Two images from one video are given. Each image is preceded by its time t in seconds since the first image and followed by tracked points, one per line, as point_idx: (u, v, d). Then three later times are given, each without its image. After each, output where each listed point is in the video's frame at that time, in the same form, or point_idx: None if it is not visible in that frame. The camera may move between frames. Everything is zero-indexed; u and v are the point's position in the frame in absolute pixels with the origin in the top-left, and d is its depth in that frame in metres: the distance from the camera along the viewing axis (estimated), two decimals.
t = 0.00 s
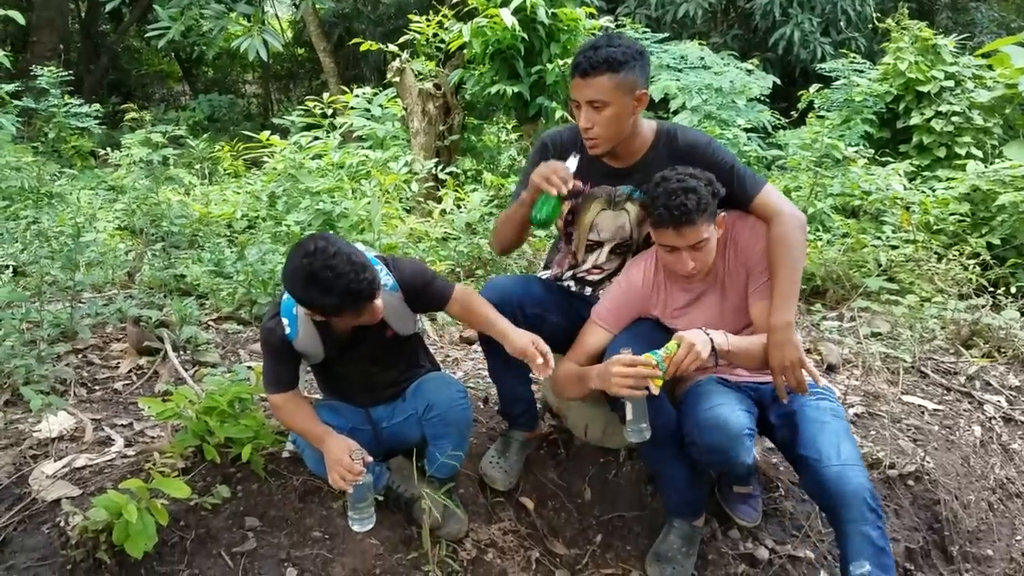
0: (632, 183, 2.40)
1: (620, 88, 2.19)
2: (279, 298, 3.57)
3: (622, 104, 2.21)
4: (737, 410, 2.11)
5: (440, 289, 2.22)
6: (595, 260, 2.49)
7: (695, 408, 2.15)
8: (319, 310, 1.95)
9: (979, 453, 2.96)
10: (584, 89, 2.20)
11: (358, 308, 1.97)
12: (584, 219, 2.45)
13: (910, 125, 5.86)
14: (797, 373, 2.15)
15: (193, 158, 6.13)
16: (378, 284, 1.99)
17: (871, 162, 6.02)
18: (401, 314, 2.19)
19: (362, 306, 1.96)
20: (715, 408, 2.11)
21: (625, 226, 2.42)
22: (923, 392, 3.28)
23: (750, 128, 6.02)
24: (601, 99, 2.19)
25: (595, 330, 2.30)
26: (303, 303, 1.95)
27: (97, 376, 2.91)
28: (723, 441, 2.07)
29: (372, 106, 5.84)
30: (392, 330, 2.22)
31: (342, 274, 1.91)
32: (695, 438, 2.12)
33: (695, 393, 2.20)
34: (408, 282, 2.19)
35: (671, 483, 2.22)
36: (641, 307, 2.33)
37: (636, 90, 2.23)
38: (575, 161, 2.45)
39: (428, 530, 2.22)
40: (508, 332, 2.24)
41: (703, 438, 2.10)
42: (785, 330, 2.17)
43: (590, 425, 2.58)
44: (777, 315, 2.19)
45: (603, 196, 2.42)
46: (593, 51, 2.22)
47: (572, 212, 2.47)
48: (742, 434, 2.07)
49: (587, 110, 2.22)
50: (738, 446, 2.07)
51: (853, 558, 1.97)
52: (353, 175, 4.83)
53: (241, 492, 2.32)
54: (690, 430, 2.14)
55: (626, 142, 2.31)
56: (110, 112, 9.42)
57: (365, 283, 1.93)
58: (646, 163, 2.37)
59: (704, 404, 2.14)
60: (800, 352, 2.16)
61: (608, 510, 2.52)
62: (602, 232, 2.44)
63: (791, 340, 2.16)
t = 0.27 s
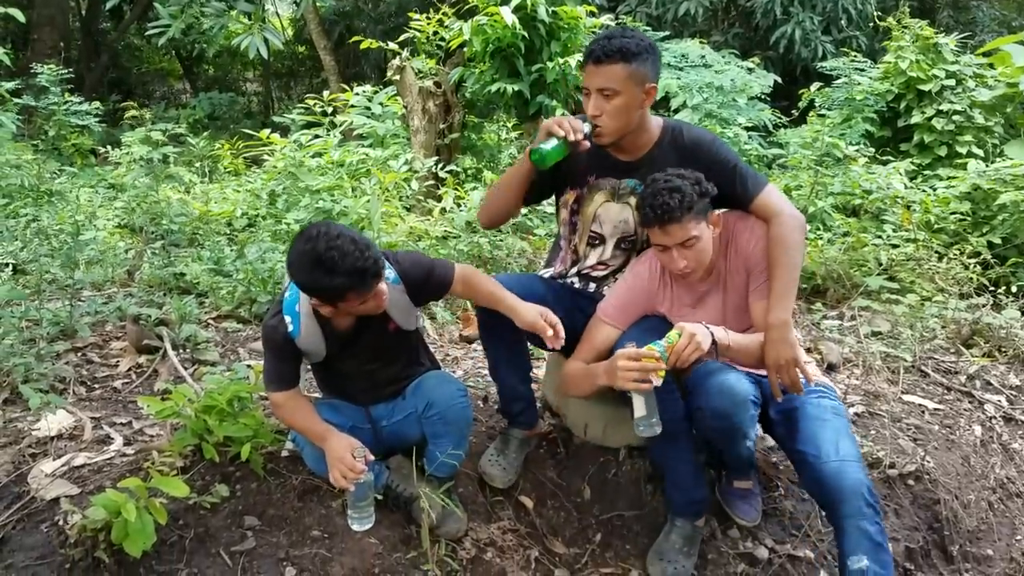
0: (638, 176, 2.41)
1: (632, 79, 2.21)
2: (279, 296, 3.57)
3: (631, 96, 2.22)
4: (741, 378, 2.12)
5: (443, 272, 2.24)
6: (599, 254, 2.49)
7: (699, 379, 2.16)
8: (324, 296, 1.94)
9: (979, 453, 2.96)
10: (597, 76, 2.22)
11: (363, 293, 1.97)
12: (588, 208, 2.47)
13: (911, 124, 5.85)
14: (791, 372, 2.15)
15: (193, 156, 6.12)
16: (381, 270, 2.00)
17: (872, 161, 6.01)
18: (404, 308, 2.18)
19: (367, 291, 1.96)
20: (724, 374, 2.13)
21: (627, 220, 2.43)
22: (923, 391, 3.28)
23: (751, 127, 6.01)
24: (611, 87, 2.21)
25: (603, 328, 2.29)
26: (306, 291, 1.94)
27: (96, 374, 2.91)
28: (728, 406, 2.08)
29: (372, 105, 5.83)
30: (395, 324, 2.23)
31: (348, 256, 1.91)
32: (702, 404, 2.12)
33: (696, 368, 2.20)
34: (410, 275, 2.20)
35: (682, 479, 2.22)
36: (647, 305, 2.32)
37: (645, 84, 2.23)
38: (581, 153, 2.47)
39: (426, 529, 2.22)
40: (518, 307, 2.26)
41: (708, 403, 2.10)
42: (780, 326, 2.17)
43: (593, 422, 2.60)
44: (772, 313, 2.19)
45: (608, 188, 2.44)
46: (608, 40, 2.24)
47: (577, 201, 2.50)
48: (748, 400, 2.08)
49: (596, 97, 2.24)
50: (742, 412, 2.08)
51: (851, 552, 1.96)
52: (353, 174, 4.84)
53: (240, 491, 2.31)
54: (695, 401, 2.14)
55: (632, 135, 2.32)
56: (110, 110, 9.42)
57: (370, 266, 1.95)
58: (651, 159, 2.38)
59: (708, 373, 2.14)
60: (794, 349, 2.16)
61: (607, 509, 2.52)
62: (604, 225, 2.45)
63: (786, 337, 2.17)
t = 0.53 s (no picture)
0: (644, 172, 2.41)
1: (644, 74, 2.21)
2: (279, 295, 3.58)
3: (643, 90, 2.22)
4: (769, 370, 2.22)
5: (443, 260, 2.25)
6: (606, 249, 2.49)
7: (725, 370, 2.24)
8: (329, 286, 1.94)
9: (978, 452, 2.96)
10: (609, 68, 2.22)
11: (367, 282, 1.97)
12: (594, 204, 2.46)
13: (911, 123, 5.85)
14: (801, 371, 2.15)
15: (194, 154, 6.13)
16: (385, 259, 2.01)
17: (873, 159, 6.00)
18: (406, 303, 2.19)
19: (372, 279, 1.97)
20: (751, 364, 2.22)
21: (632, 215, 2.43)
22: (923, 390, 3.28)
23: (751, 126, 6.01)
24: (623, 80, 2.21)
25: (613, 319, 2.30)
26: (309, 281, 1.95)
27: (96, 372, 2.91)
28: (758, 394, 2.16)
29: (372, 103, 5.83)
30: (396, 320, 2.23)
31: (352, 245, 1.91)
32: (732, 391, 2.20)
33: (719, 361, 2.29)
34: (411, 270, 2.21)
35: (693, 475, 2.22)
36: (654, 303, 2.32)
37: (657, 80, 2.24)
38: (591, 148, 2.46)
39: (426, 527, 2.22)
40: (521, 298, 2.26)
41: (740, 389, 2.19)
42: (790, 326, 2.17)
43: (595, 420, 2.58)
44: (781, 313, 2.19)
45: (614, 182, 2.43)
46: (622, 34, 2.24)
47: (583, 197, 2.49)
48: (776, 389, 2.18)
49: (607, 90, 2.24)
50: (770, 401, 2.17)
51: (832, 546, 2.01)
52: (353, 172, 4.85)
53: (240, 489, 2.31)
54: (722, 389, 2.22)
55: (641, 131, 2.33)
56: (111, 108, 9.42)
57: (375, 253, 1.95)
58: (657, 157, 2.38)
59: (738, 364, 2.23)
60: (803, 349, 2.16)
61: (607, 508, 2.53)
62: (610, 219, 2.44)
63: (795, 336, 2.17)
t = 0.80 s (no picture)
0: (649, 164, 2.41)
1: (652, 64, 2.23)
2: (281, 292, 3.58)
3: (649, 80, 2.24)
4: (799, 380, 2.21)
5: (450, 268, 2.24)
6: (616, 245, 2.50)
7: (750, 379, 2.21)
8: (333, 274, 1.94)
9: (981, 450, 2.95)
10: (617, 57, 2.23)
11: (371, 273, 1.97)
12: (602, 199, 2.45)
13: (914, 121, 5.83)
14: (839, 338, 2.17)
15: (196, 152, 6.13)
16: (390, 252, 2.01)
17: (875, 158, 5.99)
18: (410, 300, 2.19)
19: (376, 270, 1.96)
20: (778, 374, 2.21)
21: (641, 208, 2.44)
22: (926, 388, 3.27)
23: (753, 124, 6.00)
24: (630, 69, 2.22)
25: (627, 302, 2.30)
26: (313, 268, 1.96)
27: (97, 369, 2.91)
28: (789, 407, 2.15)
29: (374, 101, 5.83)
30: (399, 317, 2.23)
31: (358, 233, 1.92)
32: (758, 404, 2.18)
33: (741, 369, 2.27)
34: (416, 269, 2.21)
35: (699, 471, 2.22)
36: (667, 282, 2.33)
37: (663, 72, 2.26)
38: (595, 143, 2.45)
39: (428, 524, 2.22)
40: (519, 319, 2.25)
41: (768, 401, 2.17)
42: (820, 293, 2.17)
43: (596, 416, 2.59)
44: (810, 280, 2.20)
45: (620, 177, 2.43)
46: (629, 25, 2.26)
47: (589, 193, 2.48)
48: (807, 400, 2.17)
49: (613, 79, 2.25)
50: (800, 413, 2.16)
51: (876, 537, 2.02)
52: (354, 170, 4.86)
53: (241, 485, 2.31)
54: (745, 399, 2.21)
55: (646, 123, 2.33)
56: (113, 106, 9.42)
57: (379, 244, 1.95)
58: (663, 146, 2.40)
59: (764, 373, 2.21)
60: (837, 314, 2.16)
61: (608, 505, 2.52)
62: (619, 213, 2.45)
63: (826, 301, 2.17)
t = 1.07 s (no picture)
0: (649, 163, 2.42)
1: (645, 63, 2.21)
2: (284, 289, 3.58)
3: (646, 81, 2.22)
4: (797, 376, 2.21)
5: (456, 262, 2.25)
6: (619, 245, 2.49)
7: (749, 374, 2.22)
8: (339, 267, 1.94)
9: (987, 448, 2.94)
10: (611, 60, 2.21)
11: (379, 267, 1.96)
12: (603, 200, 2.47)
13: (919, 119, 5.81)
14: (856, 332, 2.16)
15: (199, 149, 6.14)
16: (398, 248, 2.00)
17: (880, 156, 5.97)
18: (416, 296, 2.19)
19: (383, 263, 1.96)
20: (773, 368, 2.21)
21: (643, 207, 2.43)
22: (931, 386, 3.26)
23: (758, 122, 5.98)
24: (626, 71, 2.20)
25: (632, 303, 2.29)
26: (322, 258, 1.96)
27: (101, 365, 2.91)
28: (788, 398, 2.14)
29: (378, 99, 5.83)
30: (406, 312, 2.22)
31: (366, 225, 1.92)
32: (756, 395, 2.18)
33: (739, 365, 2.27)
34: (423, 263, 2.21)
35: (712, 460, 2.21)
36: (676, 282, 2.31)
37: (658, 69, 2.25)
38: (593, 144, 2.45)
39: (431, 521, 2.21)
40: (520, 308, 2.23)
41: (767, 395, 2.17)
42: (831, 287, 2.16)
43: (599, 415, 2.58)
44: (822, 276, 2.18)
45: (621, 177, 2.44)
46: (622, 25, 2.23)
47: (591, 195, 2.50)
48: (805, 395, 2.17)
49: (610, 82, 2.23)
50: (799, 407, 2.15)
51: (874, 536, 2.00)
52: (358, 167, 4.87)
53: (245, 482, 2.31)
54: (744, 392, 2.21)
55: (645, 123, 2.33)
56: (116, 103, 9.43)
57: (387, 240, 1.95)
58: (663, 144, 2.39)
59: (762, 369, 2.21)
60: (850, 307, 2.14)
61: (612, 502, 2.52)
62: (621, 213, 2.45)
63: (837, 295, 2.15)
